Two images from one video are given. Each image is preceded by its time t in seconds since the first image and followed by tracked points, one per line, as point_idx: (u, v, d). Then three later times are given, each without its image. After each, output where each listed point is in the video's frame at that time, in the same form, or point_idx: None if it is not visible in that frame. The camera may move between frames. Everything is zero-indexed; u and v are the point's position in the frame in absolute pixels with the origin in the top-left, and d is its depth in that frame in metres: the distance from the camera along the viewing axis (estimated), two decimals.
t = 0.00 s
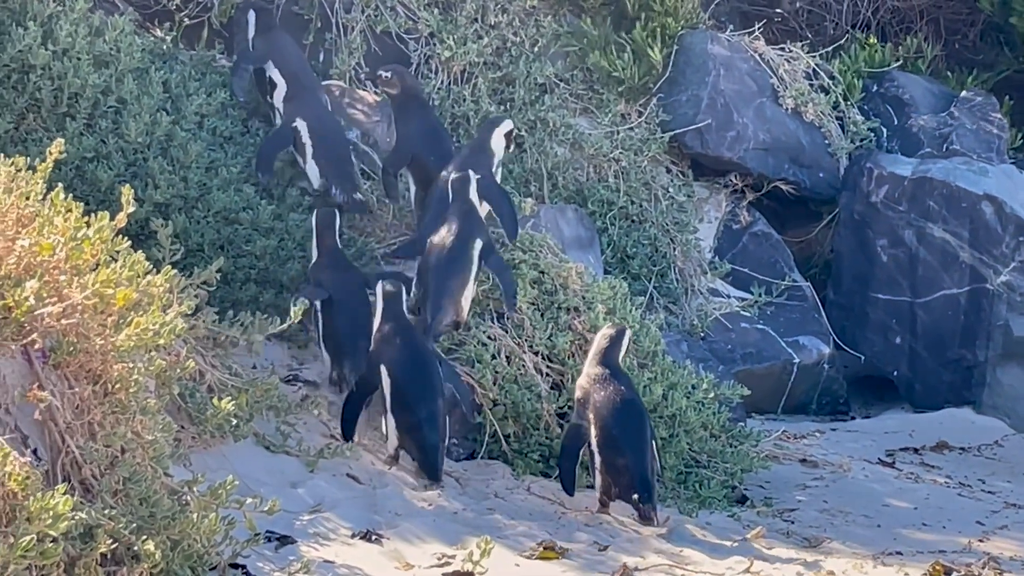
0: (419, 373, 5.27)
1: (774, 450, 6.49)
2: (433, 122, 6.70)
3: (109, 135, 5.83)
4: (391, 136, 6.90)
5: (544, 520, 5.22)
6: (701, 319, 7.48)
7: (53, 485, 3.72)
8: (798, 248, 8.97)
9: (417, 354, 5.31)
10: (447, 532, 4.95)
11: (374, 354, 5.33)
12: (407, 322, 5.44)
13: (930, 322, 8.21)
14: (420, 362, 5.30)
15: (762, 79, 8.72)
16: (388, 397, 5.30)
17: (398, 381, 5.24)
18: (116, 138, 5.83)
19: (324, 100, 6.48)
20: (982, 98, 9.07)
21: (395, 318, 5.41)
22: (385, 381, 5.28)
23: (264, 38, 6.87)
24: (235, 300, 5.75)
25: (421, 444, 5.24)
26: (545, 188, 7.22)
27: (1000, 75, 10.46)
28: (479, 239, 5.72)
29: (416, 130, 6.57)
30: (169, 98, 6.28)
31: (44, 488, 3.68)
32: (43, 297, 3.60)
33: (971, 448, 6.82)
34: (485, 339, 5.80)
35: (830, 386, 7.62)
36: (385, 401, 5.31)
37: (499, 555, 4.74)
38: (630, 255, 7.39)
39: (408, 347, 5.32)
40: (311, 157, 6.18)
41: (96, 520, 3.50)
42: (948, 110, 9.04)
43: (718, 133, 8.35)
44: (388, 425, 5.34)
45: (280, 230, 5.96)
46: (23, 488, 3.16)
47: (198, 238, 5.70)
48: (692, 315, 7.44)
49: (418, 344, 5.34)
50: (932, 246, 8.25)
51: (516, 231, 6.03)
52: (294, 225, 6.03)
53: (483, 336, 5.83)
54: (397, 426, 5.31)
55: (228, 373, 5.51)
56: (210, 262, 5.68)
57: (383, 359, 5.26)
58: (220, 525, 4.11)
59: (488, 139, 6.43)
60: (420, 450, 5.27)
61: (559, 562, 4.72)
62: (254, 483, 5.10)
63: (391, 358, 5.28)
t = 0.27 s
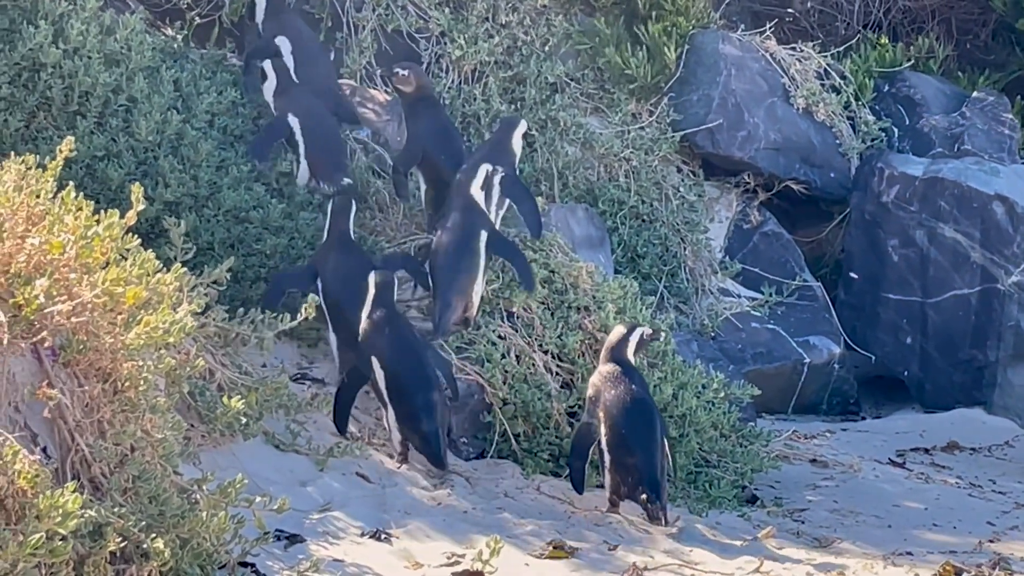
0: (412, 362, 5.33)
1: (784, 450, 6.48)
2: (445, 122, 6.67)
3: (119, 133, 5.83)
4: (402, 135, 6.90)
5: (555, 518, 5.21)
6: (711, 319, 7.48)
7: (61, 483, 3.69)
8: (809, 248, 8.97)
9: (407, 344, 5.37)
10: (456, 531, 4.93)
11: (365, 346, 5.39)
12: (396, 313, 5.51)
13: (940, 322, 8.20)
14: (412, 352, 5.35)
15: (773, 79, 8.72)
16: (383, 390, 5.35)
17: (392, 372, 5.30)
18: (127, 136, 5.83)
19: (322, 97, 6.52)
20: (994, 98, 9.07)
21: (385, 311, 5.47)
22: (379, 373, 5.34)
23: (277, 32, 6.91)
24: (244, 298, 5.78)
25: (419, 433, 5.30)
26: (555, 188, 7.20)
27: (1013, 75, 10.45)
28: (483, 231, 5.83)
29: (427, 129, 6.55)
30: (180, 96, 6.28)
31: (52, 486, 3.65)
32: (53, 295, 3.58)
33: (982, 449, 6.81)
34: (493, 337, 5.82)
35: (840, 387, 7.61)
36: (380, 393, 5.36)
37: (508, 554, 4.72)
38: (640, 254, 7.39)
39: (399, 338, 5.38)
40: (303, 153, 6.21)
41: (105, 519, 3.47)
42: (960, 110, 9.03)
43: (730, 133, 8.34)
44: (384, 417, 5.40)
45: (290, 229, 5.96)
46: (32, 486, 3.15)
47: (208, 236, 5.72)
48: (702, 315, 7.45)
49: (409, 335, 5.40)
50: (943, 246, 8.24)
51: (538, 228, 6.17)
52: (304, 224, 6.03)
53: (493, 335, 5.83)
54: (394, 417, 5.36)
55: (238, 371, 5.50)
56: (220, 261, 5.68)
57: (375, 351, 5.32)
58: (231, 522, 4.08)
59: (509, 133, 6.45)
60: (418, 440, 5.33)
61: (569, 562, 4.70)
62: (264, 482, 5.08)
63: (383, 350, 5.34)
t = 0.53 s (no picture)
0: (425, 354, 5.39)
1: (794, 450, 6.48)
2: (455, 119, 6.69)
3: (131, 132, 5.85)
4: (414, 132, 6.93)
5: (566, 517, 5.20)
6: (723, 318, 7.48)
7: (72, 481, 3.68)
8: (820, 248, 8.96)
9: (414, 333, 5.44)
10: (466, 530, 4.92)
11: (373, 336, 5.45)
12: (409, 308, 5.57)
13: (951, 321, 8.20)
14: (424, 343, 5.42)
15: (784, 79, 8.72)
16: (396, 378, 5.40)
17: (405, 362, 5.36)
18: (138, 135, 5.85)
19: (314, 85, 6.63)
20: (1005, 98, 9.08)
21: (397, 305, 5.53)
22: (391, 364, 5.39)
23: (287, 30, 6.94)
24: (255, 298, 5.77)
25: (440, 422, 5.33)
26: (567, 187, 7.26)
27: None
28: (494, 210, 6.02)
29: (438, 126, 6.58)
30: (191, 95, 6.29)
31: (63, 484, 3.64)
32: (64, 294, 3.58)
33: (993, 449, 6.80)
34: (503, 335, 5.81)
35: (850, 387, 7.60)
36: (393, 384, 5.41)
37: (518, 554, 4.71)
38: (650, 254, 7.39)
39: (410, 330, 5.45)
40: (296, 140, 6.39)
41: (117, 517, 3.46)
42: (971, 110, 9.04)
43: (740, 133, 8.34)
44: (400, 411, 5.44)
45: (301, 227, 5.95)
46: (44, 485, 3.14)
47: (219, 234, 5.71)
48: (713, 314, 7.44)
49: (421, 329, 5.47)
50: (954, 245, 8.23)
51: (555, 219, 6.41)
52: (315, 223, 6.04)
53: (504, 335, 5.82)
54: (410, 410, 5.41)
55: (249, 370, 5.50)
56: (231, 259, 5.67)
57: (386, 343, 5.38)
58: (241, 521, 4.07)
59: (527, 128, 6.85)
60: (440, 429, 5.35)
61: (579, 561, 4.69)
62: (275, 481, 5.08)
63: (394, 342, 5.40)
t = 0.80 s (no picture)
0: (423, 341, 5.43)
1: (804, 450, 6.48)
2: (466, 119, 6.71)
3: (141, 130, 5.85)
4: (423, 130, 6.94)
5: (576, 516, 5.20)
6: (732, 317, 7.47)
7: (82, 479, 3.68)
8: (830, 248, 8.94)
9: (415, 319, 5.48)
10: (476, 529, 4.91)
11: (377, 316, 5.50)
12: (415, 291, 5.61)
13: (962, 322, 8.23)
14: (424, 331, 5.46)
15: (794, 79, 8.72)
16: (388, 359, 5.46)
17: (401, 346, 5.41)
18: (148, 133, 5.86)
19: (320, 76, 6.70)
20: (1015, 99, 9.09)
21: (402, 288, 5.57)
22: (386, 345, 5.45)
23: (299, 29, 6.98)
24: (266, 296, 5.76)
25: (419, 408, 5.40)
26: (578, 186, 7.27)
27: None
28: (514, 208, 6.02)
29: (449, 126, 6.60)
30: (201, 95, 6.30)
31: (74, 483, 3.64)
32: (75, 292, 3.58)
33: (1003, 449, 6.80)
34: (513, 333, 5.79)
35: (859, 387, 7.60)
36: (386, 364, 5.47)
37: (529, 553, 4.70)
38: (660, 253, 7.39)
39: (413, 315, 5.49)
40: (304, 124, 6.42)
41: (128, 515, 3.45)
42: (982, 110, 9.04)
43: (750, 132, 8.34)
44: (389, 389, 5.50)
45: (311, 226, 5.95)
46: (54, 483, 3.11)
47: (229, 233, 5.71)
48: (722, 314, 7.45)
49: (425, 315, 5.50)
50: (965, 245, 8.25)
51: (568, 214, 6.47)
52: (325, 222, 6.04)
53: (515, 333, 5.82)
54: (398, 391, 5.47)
55: (259, 369, 5.50)
56: (241, 257, 5.67)
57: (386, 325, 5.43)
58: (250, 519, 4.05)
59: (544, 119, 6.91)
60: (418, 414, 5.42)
61: (589, 560, 4.69)
62: (285, 479, 5.07)
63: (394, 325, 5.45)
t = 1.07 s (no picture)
0: (409, 330, 5.29)
1: (814, 451, 6.49)
2: (476, 120, 6.71)
3: (151, 132, 5.86)
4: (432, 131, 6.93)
5: (586, 517, 5.20)
6: (742, 319, 7.49)
7: (93, 481, 3.67)
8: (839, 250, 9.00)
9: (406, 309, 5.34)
10: (486, 530, 4.90)
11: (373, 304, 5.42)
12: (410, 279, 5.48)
13: (969, 322, 8.23)
14: (414, 320, 5.32)
15: (804, 80, 8.73)
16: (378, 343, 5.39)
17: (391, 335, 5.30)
18: (159, 134, 5.86)
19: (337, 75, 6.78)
20: None
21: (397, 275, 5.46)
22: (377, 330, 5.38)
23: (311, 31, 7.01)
24: (275, 297, 5.77)
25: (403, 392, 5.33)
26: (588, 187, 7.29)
27: None
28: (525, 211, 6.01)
29: (460, 126, 6.59)
30: (211, 96, 6.31)
31: (85, 485, 3.63)
32: (86, 293, 3.55)
33: (1013, 451, 6.79)
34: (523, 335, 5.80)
35: (868, 388, 7.60)
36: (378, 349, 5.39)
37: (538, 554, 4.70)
38: (670, 254, 7.39)
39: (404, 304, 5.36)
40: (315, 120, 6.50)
41: (138, 517, 3.44)
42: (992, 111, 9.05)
43: (760, 133, 8.34)
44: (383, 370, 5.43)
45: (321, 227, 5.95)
46: (64, 484, 3.10)
47: (239, 234, 5.72)
48: (732, 316, 7.46)
49: (419, 303, 5.37)
50: (975, 246, 8.24)
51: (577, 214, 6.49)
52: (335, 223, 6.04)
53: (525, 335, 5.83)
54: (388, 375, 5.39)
55: (269, 370, 5.50)
56: (251, 259, 5.68)
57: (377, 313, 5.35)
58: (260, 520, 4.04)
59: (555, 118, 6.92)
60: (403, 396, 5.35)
61: (598, 562, 4.68)
62: (295, 480, 5.06)
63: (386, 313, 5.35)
